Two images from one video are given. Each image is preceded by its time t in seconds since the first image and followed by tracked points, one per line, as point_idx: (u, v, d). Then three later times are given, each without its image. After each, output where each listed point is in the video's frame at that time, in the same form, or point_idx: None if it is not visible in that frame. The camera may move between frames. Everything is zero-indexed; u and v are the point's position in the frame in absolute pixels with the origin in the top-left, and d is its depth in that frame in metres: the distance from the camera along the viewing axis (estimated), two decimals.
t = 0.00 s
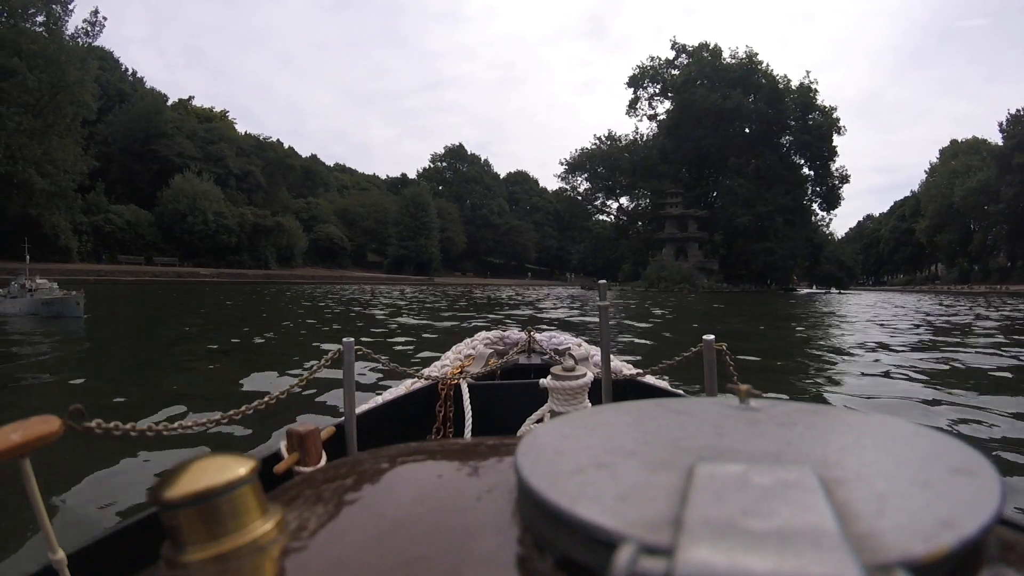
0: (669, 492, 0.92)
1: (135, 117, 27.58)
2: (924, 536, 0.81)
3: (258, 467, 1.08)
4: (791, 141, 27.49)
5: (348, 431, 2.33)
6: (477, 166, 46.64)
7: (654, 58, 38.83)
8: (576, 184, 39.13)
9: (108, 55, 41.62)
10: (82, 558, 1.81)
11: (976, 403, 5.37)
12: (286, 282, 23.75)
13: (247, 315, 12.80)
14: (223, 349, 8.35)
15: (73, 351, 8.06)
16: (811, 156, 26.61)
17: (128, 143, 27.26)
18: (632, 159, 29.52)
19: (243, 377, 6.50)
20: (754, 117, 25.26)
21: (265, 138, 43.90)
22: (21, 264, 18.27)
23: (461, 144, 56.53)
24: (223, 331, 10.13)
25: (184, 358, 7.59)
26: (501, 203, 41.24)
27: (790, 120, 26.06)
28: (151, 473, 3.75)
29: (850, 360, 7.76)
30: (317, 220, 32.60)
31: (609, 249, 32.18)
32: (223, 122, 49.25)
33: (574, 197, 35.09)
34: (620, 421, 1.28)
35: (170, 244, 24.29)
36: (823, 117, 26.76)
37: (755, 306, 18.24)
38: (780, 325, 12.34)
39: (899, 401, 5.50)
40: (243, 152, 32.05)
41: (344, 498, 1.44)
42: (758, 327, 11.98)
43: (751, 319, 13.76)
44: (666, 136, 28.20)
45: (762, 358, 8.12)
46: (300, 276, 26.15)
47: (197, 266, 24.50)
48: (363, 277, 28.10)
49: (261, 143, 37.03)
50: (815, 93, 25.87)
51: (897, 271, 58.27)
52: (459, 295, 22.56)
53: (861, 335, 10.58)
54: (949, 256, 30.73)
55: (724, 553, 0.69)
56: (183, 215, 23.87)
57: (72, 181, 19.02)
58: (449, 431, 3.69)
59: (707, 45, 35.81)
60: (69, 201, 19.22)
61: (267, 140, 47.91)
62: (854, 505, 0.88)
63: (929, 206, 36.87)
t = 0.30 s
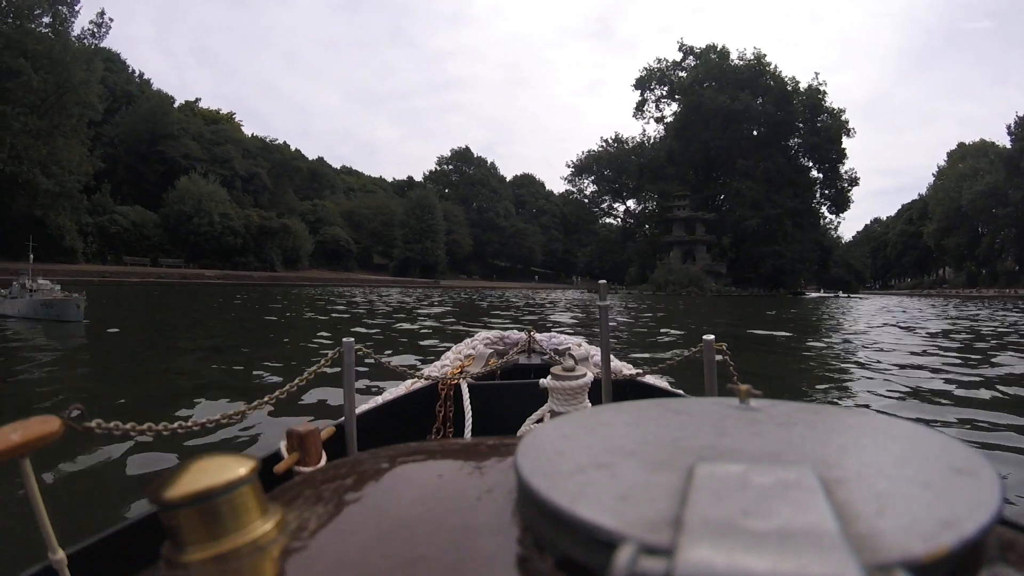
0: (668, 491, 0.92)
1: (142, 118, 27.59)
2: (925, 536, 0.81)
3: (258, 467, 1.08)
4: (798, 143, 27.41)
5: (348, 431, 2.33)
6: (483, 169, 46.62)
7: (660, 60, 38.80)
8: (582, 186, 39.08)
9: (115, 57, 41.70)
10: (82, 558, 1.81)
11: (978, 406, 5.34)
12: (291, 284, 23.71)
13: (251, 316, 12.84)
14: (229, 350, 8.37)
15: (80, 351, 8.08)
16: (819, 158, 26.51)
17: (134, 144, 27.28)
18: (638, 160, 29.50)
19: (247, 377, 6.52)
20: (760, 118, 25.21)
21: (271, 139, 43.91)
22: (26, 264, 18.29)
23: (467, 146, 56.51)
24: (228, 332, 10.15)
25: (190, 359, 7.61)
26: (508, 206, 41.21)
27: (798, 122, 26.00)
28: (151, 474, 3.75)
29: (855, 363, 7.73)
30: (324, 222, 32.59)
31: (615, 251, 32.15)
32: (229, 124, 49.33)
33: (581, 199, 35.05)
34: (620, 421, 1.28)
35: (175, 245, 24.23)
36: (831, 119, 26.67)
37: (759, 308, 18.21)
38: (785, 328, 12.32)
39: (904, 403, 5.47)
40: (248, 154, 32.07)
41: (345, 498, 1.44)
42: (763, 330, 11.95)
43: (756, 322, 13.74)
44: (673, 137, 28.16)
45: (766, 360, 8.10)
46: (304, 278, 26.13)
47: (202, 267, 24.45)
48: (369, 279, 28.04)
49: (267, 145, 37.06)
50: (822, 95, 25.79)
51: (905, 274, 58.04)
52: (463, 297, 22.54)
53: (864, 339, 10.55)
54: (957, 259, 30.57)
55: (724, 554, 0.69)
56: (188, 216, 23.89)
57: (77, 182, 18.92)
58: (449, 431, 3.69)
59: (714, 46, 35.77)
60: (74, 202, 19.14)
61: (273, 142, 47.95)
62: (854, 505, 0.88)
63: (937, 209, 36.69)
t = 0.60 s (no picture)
0: (668, 491, 0.92)
1: (144, 120, 27.61)
2: (925, 536, 0.81)
3: (257, 466, 1.08)
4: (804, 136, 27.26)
5: (348, 431, 2.33)
6: (486, 167, 46.54)
7: (663, 55, 38.62)
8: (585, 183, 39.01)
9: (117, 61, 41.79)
10: (83, 559, 1.81)
11: (982, 403, 5.31)
12: (295, 284, 23.66)
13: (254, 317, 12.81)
14: (233, 350, 8.35)
15: (84, 352, 8.09)
16: (825, 151, 26.35)
17: (136, 146, 27.31)
18: (643, 157, 29.44)
19: (250, 377, 6.52)
20: (766, 112, 25.04)
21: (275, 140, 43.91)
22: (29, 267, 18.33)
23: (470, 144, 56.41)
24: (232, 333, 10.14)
25: (194, 359, 7.60)
26: (511, 203, 41.13)
27: (804, 116, 25.79)
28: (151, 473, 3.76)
29: (860, 360, 7.70)
30: (328, 221, 32.59)
31: (620, 249, 32.15)
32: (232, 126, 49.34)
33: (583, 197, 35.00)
34: (618, 419, 1.29)
35: (178, 246, 24.23)
36: (836, 112, 26.51)
37: (764, 306, 18.15)
38: (790, 325, 12.28)
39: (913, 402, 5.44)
40: (250, 155, 32.07)
41: (345, 497, 1.44)
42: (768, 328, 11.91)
43: (761, 320, 13.69)
44: (679, 132, 28.00)
45: (770, 358, 8.07)
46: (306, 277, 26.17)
47: (206, 268, 24.44)
48: (374, 278, 28.01)
49: (270, 146, 37.05)
50: (828, 88, 25.62)
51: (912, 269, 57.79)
52: (466, 297, 22.50)
53: (867, 335, 10.49)
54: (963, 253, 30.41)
55: (723, 554, 0.69)
56: (190, 217, 23.90)
57: (79, 185, 18.70)
58: (449, 431, 3.69)
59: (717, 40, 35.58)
60: (76, 206, 18.88)
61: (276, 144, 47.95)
62: (854, 505, 0.88)
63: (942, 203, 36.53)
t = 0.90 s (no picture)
0: (668, 491, 0.92)
1: (147, 117, 27.57)
2: (924, 536, 0.81)
3: (258, 467, 1.08)
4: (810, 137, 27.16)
5: (347, 431, 2.33)
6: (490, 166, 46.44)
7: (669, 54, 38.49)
8: (590, 183, 38.91)
9: (122, 56, 41.76)
10: (82, 559, 1.81)
11: (986, 407, 5.27)
12: (297, 283, 23.63)
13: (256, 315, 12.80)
14: (235, 349, 8.35)
15: (87, 349, 8.08)
16: (832, 152, 26.26)
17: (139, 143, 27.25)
18: (648, 155, 29.38)
19: (252, 376, 6.51)
20: (773, 112, 24.95)
21: (279, 137, 43.80)
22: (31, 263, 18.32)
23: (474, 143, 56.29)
24: (234, 331, 10.13)
25: (196, 357, 7.59)
26: (516, 203, 41.06)
27: (811, 117, 25.82)
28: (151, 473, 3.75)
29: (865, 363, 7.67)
30: (331, 220, 32.53)
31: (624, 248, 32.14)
32: (236, 122, 49.24)
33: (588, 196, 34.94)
34: (618, 420, 1.28)
35: (181, 244, 24.20)
36: (844, 114, 26.40)
37: (767, 306, 18.11)
38: (794, 327, 12.25)
39: (917, 404, 5.44)
40: (254, 153, 31.99)
41: (345, 497, 1.44)
42: (772, 329, 11.87)
43: (765, 321, 13.65)
44: (685, 131, 27.92)
45: (774, 359, 8.06)
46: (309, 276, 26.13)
47: (208, 266, 24.41)
48: (378, 279, 27.95)
49: (274, 143, 36.96)
50: (836, 89, 25.52)
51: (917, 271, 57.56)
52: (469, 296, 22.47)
53: (871, 339, 10.43)
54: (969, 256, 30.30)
55: (726, 554, 0.69)
56: (193, 215, 23.88)
57: (81, 180, 18.84)
58: (449, 431, 3.69)
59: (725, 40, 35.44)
60: (78, 200, 19.15)
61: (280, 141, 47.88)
62: (853, 506, 0.88)
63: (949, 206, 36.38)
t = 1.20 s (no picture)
0: (668, 491, 0.92)
1: (151, 117, 27.56)
2: (924, 536, 0.81)
3: (257, 467, 1.08)
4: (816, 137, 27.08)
5: (348, 430, 2.33)
6: (495, 166, 46.38)
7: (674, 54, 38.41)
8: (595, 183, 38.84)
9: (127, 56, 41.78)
10: (82, 559, 1.80)
11: (989, 408, 5.28)
12: (300, 284, 23.61)
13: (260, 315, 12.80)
14: (239, 349, 8.35)
15: (92, 350, 8.09)
16: (839, 152, 26.17)
17: (143, 143, 27.27)
18: (653, 155, 29.36)
19: (255, 377, 6.51)
20: (779, 112, 24.87)
21: (283, 138, 43.82)
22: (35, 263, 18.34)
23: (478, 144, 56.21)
24: (238, 332, 10.14)
25: (200, 358, 7.60)
26: (520, 204, 41.01)
27: (818, 116, 25.82)
28: (152, 473, 3.76)
29: (870, 365, 7.65)
30: (336, 220, 32.49)
31: (629, 249, 32.12)
32: (241, 122, 49.26)
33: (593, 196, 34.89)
34: (619, 420, 1.28)
35: (184, 244, 24.20)
36: (851, 113, 26.31)
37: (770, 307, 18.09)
38: (797, 328, 12.23)
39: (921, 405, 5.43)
40: (258, 153, 31.97)
41: (345, 497, 1.44)
42: (775, 330, 11.85)
43: (768, 322, 13.63)
44: (690, 131, 27.87)
45: (777, 360, 8.05)
46: (313, 276, 26.11)
47: (212, 266, 24.39)
48: (383, 279, 27.90)
49: (279, 144, 36.95)
50: (843, 89, 25.45)
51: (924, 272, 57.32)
52: (473, 296, 22.48)
53: (876, 340, 10.44)
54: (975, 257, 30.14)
55: (722, 554, 0.69)
56: (197, 215, 23.89)
57: (85, 180, 18.90)
58: (449, 431, 3.69)
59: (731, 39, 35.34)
60: (81, 200, 19.19)
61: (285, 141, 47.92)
62: (853, 505, 0.88)
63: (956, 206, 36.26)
